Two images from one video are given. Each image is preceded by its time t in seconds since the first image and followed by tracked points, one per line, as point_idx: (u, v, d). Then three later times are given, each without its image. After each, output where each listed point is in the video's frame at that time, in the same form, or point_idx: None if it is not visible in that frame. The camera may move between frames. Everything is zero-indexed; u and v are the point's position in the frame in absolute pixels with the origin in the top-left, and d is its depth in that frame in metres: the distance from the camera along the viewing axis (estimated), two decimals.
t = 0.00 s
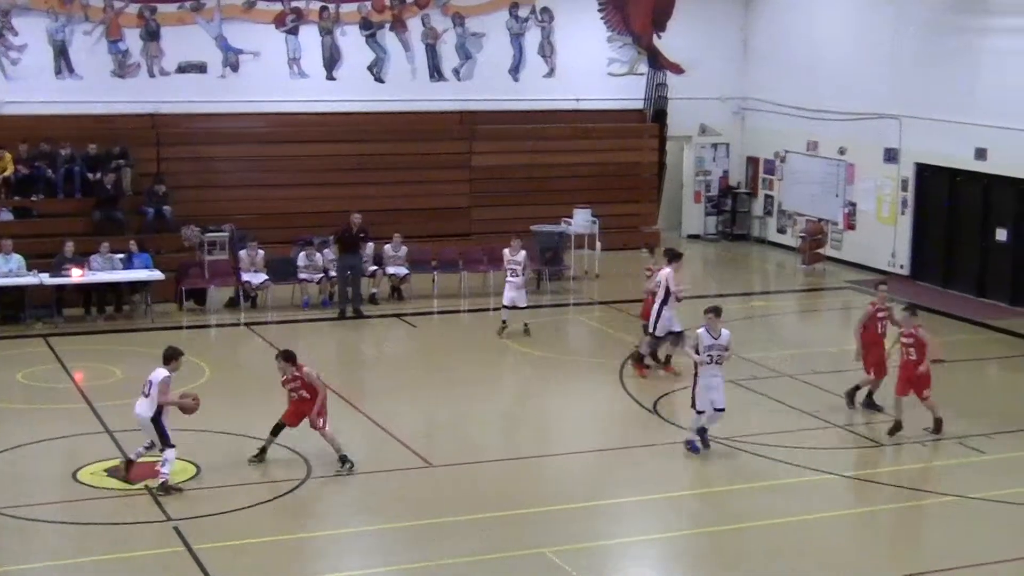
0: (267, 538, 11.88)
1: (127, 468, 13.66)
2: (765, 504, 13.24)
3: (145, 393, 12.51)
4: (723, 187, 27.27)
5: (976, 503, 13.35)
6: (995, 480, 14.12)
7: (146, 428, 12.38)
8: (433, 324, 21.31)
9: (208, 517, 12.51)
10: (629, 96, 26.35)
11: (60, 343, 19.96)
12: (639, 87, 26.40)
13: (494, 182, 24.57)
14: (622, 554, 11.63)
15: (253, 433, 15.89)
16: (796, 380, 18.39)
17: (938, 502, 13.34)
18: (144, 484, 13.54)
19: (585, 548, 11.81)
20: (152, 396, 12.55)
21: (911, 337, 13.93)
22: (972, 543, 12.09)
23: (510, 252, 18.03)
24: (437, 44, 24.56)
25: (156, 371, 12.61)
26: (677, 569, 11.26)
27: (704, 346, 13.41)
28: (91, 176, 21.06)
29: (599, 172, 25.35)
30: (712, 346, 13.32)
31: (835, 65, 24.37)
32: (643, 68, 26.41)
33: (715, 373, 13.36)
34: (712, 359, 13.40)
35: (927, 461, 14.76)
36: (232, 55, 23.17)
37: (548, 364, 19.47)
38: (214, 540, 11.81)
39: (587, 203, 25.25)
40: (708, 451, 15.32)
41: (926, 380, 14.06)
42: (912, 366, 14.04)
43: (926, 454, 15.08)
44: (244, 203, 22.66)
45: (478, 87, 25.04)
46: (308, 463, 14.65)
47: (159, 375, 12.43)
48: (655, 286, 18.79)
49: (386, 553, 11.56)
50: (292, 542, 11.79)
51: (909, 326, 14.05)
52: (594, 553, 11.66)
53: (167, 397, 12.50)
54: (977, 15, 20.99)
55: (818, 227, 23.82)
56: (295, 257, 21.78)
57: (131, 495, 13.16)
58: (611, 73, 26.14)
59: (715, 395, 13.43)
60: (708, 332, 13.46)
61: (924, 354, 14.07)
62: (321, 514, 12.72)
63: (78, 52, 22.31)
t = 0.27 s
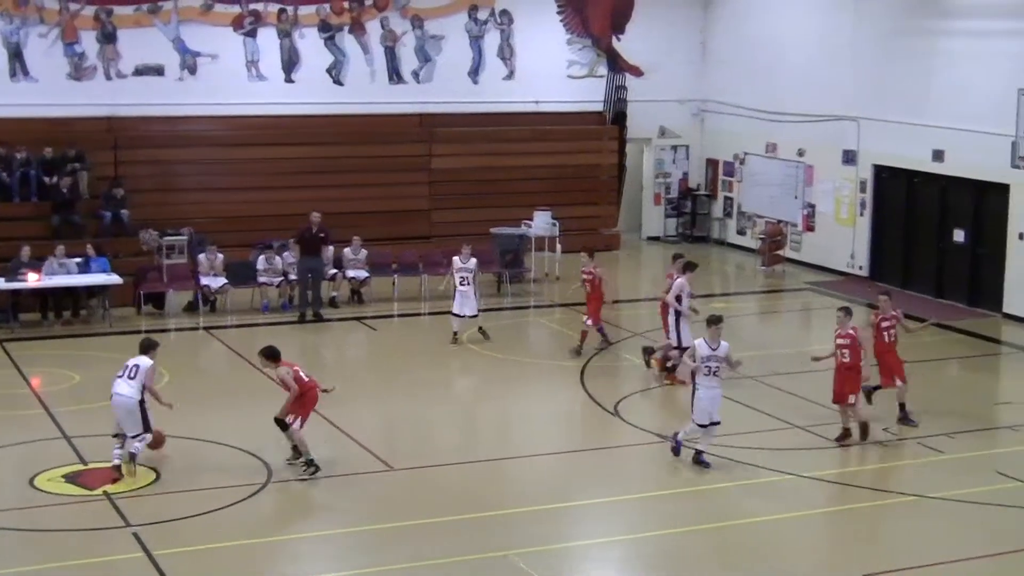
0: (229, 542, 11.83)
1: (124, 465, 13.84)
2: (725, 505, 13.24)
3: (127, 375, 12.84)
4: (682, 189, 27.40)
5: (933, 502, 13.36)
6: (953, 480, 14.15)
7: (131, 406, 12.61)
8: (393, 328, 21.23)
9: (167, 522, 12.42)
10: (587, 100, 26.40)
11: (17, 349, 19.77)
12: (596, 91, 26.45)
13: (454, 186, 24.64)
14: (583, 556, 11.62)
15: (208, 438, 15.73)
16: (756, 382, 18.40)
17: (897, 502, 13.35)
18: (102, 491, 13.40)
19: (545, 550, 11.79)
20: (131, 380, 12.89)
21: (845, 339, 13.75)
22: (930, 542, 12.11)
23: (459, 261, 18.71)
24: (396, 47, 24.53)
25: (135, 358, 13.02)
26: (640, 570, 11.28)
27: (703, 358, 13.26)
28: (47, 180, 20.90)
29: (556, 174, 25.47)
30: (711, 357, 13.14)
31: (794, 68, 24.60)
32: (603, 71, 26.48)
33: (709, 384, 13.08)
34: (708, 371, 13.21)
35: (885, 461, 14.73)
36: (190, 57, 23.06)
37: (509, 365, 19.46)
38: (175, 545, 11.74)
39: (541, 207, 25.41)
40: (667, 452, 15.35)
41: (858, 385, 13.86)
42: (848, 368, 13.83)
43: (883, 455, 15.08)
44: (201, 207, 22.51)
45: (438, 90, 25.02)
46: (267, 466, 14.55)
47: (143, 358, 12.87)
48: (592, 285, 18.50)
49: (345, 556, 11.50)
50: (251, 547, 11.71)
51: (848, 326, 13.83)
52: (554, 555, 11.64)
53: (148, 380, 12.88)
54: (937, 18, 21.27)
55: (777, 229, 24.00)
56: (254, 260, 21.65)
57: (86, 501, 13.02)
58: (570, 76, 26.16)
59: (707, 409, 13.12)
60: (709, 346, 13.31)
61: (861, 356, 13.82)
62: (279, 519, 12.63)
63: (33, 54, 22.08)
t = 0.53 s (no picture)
0: (204, 544, 11.81)
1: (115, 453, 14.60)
2: (699, 505, 13.19)
3: (128, 362, 14.23)
4: (655, 190, 27.55)
5: (907, 503, 13.26)
6: (928, 479, 14.04)
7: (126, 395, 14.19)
8: (366, 329, 21.19)
9: (143, 524, 12.39)
10: (562, 101, 26.72)
11: None
12: (572, 92, 26.79)
13: (426, 187, 24.68)
14: (557, 558, 11.61)
15: (178, 438, 15.64)
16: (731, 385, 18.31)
17: (870, 502, 13.28)
18: (76, 492, 13.38)
19: (519, 552, 11.78)
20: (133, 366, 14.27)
21: (802, 348, 13.78)
22: (904, 543, 12.05)
23: (429, 258, 18.75)
24: (369, 48, 24.83)
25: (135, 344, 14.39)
26: (614, 571, 11.27)
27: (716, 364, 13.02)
28: (19, 182, 20.80)
29: (530, 175, 25.61)
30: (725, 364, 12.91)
31: (768, 69, 24.78)
32: (577, 72, 26.78)
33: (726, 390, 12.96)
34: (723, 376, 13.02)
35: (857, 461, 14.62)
36: (163, 59, 23.26)
37: (482, 365, 19.42)
38: (150, 547, 11.71)
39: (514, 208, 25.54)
40: (635, 453, 15.30)
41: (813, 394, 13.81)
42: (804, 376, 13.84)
43: (856, 454, 14.95)
44: (177, 209, 22.57)
45: (411, 91, 25.34)
46: (243, 466, 14.49)
47: (148, 348, 14.30)
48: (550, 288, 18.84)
49: (318, 559, 11.47)
50: (225, 549, 11.69)
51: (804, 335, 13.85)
52: (527, 556, 11.63)
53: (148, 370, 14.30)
54: (913, 18, 21.36)
55: (750, 229, 23.92)
56: (228, 261, 21.60)
57: (53, 504, 12.94)
58: (543, 77, 26.53)
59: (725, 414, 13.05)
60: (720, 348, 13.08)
61: (816, 365, 13.84)
62: (253, 521, 12.58)
63: (5, 56, 22.12)
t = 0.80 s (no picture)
0: (172, 547, 11.71)
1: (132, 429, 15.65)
2: (671, 506, 13.08)
3: (129, 348, 14.43)
4: (625, 191, 27.56)
5: (878, 503, 13.16)
6: (899, 479, 13.94)
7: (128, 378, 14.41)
8: (337, 330, 21.12)
9: (113, 526, 12.28)
10: (530, 102, 27.00)
11: None
12: (540, 93, 27.06)
13: (397, 191, 24.67)
14: (527, 560, 11.51)
15: (143, 439, 15.47)
16: (701, 386, 18.24)
17: (841, 502, 13.17)
18: (45, 495, 13.24)
19: (489, 554, 11.68)
20: (133, 349, 14.50)
21: (761, 352, 13.58)
22: (875, 543, 11.96)
23: (397, 264, 18.73)
24: (339, 49, 25.09)
25: (128, 327, 14.54)
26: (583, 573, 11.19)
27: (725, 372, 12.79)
28: None
29: (499, 176, 25.73)
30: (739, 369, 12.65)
31: (739, 71, 24.89)
32: (545, 74, 27.07)
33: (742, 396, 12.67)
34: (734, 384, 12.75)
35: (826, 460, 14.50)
36: (132, 61, 23.47)
37: (454, 365, 19.32)
38: (118, 550, 11.60)
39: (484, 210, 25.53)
40: (605, 452, 15.20)
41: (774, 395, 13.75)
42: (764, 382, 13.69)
43: (826, 454, 14.83)
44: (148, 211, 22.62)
45: (381, 92, 25.58)
46: (211, 467, 14.35)
47: (145, 330, 14.46)
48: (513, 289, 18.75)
49: (282, 563, 11.36)
50: (192, 552, 11.57)
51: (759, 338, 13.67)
52: (496, 557, 11.55)
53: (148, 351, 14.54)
54: (883, 20, 21.43)
55: (722, 231, 23.96)
56: (199, 262, 21.53)
57: (18, 508, 12.79)
58: (513, 79, 26.80)
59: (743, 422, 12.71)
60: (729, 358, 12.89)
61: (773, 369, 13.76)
62: (221, 523, 12.45)
63: None
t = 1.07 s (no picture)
0: (144, 549, 11.39)
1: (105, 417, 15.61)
2: (649, 506, 12.79)
3: (127, 336, 14.82)
4: (597, 193, 27.76)
5: (854, 502, 12.90)
6: (877, 478, 13.74)
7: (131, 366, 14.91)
8: (307, 331, 21.02)
9: (85, 528, 11.94)
10: (503, 103, 27.04)
11: None
12: (512, 94, 27.10)
13: (369, 191, 24.92)
14: (506, 560, 11.24)
15: (110, 441, 15.06)
16: (674, 386, 17.96)
17: (820, 502, 12.93)
18: (15, 497, 12.89)
19: (467, 554, 11.40)
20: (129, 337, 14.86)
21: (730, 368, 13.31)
22: (855, 543, 11.71)
23: (363, 267, 18.74)
24: (310, 51, 25.15)
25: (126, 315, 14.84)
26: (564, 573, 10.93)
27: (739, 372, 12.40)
28: None
29: (470, 178, 25.92)
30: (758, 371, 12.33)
31: (713, 73, 24.94)
32: (517, 75, 27.12)
33: (759, 399, 12.33)
34: (749, 386, 12.37)
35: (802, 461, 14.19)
36: (103, 62, 23.50)
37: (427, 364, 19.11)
38: (90, 552, 11.29)
39: (454, 210, 25.78)
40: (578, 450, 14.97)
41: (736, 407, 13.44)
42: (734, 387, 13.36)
43: (802, 454, 14.52)
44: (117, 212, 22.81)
45: (352, 92, 25.62)
46: (185, 471, 13.92)
47: (139, 317, 14.80)
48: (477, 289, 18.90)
49: (253, 564, 11.06)
50: (163, 555, 11.27)
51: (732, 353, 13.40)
52: (472, 558, 11.27)
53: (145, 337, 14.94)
54: (855, 20, 21.45)
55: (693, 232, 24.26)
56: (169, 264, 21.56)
57: None
58: (484, 80, 26.83)
59: (758, 425, 12.31)
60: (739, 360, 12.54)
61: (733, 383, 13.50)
62: (194, 524, 12.16)
63: None
